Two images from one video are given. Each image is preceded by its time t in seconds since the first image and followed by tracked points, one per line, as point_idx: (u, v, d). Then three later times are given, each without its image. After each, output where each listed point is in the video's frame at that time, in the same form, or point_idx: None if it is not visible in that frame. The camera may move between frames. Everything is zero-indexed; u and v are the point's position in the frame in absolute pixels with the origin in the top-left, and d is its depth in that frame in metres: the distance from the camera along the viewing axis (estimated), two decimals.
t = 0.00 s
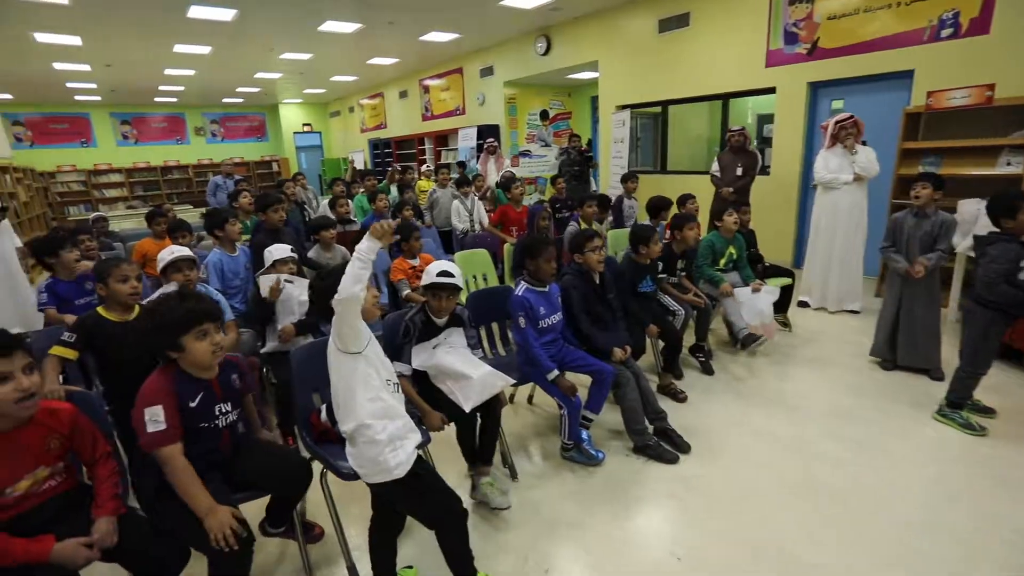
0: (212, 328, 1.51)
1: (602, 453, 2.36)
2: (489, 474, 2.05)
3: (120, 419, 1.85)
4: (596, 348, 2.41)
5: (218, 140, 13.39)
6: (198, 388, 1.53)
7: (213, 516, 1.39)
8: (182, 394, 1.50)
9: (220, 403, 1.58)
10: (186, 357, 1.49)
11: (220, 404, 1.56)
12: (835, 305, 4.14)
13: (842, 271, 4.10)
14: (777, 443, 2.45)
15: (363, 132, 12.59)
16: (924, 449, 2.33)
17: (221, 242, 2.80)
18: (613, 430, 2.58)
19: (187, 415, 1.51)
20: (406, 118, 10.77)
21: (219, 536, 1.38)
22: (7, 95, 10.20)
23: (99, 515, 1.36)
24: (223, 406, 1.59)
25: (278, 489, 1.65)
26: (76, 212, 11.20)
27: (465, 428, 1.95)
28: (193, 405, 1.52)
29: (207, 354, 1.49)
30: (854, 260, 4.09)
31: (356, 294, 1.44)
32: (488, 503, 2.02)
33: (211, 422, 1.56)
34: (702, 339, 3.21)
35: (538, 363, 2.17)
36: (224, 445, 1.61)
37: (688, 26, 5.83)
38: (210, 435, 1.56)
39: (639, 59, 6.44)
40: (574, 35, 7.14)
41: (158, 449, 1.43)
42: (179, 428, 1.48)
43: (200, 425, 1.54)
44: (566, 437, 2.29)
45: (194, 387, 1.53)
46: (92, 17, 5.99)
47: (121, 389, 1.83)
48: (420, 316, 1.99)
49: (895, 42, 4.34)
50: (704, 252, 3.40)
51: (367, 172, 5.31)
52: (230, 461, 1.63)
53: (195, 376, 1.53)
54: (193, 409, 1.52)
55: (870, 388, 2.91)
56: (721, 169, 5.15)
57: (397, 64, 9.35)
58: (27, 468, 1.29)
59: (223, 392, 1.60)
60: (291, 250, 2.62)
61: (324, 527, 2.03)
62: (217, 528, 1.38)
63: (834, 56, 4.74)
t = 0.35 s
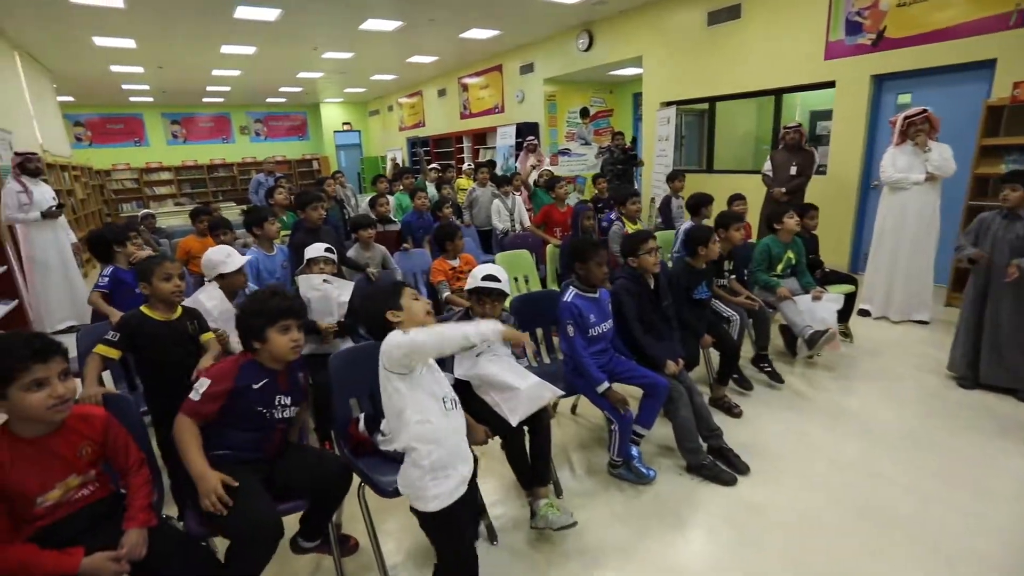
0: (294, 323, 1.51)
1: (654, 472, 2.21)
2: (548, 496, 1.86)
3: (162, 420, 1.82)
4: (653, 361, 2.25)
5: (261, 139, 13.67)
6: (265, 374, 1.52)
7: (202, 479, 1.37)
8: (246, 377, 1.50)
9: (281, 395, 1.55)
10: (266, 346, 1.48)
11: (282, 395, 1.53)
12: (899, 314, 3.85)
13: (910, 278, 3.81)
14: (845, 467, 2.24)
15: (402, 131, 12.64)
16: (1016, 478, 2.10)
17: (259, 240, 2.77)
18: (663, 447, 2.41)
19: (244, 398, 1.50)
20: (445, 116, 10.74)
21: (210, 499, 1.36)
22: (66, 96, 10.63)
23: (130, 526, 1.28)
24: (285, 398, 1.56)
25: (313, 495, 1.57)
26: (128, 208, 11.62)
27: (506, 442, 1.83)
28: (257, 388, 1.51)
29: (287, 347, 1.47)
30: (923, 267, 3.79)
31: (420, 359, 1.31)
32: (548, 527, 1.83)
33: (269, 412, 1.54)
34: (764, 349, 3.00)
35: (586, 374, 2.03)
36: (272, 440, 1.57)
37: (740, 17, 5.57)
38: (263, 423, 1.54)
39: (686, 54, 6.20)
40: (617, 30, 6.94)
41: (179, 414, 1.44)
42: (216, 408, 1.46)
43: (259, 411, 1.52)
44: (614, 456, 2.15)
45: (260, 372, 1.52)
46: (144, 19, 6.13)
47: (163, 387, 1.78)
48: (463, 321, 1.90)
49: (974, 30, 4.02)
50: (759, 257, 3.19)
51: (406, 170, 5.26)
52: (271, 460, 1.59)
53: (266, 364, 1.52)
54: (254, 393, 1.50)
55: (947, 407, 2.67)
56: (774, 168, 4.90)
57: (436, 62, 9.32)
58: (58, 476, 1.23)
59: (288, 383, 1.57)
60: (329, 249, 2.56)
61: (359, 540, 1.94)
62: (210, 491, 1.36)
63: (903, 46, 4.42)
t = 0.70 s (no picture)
0: (328, 316, 1.43)
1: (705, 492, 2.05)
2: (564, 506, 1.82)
3: (185, 426, 1.73)
4: (703, 372, 2.11)
5: (290, 138, 13.79)
6: (297, 378, 1.43)
7: (266, 492, 1.32)
8: (276, 383, 1.42)
9: (314, 402, 1.46)
10: (300, 343, 1.41)
11: (313, 403, 1.44)
12: (955, 324, 3.61)
13: (969, 285, 3.55)
14: (917, 494, 2.04)
15: (428, 130, 12.60)
16: None
17: (290, 240, 2.68)
18: (714, 466, 2.24)
19: (273, 405, 1.42)
20: (472, 115, 10.65)
21: (274, 512, 1.30)
22: (104, 96, 10.85)
23: (151, 549, 1.19)
24: (316, 405, 1.46)
25: (340, 521, 1.41)
26: (161, 206, 11.82)
27: (551, 461, 1.70)
28: (286, 396, 1.43)
29: (321, 341, 1.39)
30: (985, 273, 3.52)
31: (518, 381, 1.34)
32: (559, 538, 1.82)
33: (299, 420, 1.45)
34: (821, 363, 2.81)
35: (636, 387, 1.89)
36: (303, 447, 1.48)
37: (784, 10, 5.35)
38: (293, 429, 1.45)
39: (725, 48, 5.99)
40: (651, 25, 6.75)
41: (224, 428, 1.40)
42: (256, 418, 1.41)
43: (286, 420, 1.44)
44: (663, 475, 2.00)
45: (291, 378, 1.43)
46: (178, 19, 6.17)
47: (191, 395, 1.69)
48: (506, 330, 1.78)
49: None
50: (811, 261, 2.98)
51: (435, 169, 5.17)
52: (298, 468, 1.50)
53: (299, 366, 1.44)
54: (283, 401, 1.42)
55: None
56: (819, 167, 4.63)
57: (464, 60, 9.23)
58: (76, 496, 1.15)
59: (322, 390, 1.47)
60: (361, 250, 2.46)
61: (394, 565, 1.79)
62: (271, 504, 1.31)
63: (964, 37, 4.15)
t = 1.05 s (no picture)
0: (309, 347, 1.35)
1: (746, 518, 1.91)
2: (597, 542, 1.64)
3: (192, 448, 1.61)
4: (737, 388, 1.95)
5: (301, 137, 13.75)
6: (284, 422, 1.32)
7: (317, 552, 1.22)
8: (264, 434, 1.29)
9: (305, 440, 1.37)
10: (276, 376, 1.31)
11: (305, 442, 1.35)
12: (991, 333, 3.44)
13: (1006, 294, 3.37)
14: (975, 522, 1.90)
15: (440, 130, 12.51)
16: None
17: (303, 243, 2.58)
18: (753, 488, 2.10)
19: (266, 456, 1.30)
20: (484, 115, 10.53)
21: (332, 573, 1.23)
22: (117, 95, 10.85)
23: None
24: (309, 442, 1.38)
25: (367, 546, 1.36)
26: (173, 205, 11.83)
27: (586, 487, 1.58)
28: (278, 444, 1.31)
29: (299, 376, 1.30)
30: None
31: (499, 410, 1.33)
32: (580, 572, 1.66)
33: (294, 464, 1.35)
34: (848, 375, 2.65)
35: (675, 407, 1.76)
36: (303, 488, 1.38)
37: (809, 7, 5.19)
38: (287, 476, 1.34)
39: (746, 47, 5.84)
40: (669, 23, 6.61)
41: (239, 500, 1.25)
42: (258, 474, 1.28)
43: (282, 469, 1.33)
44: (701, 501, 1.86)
45: (277, 423, 1.31)
46: (191, 18, 6.10)
47: (198, 415, 1.57)
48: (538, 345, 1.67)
49: None
50: (850, 268, 2.83)
51: (449, 170, 5.06)
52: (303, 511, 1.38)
53: (278, 408, 1.33)
54: (277, 450, 1.31)
55: None
56: (848, 169, 4.44)
57: (477, 59, 9.13)
58: (71, 535, 1.08)
59: (308, 426, 1.38)
60: (376, 255, 2.33)
61: None
62: (325, 566, 1.23)
63: (1003, 33, 3.99)
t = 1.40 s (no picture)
0: (305, 359, 1.26)
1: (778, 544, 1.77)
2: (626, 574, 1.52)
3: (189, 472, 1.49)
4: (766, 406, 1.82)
5: (303, 138, 13.64)
6: (289, 443, 1.25)
7: None
8: (269, 462, 1.20)
9: (311, 454, 1.32)
10: (275, 401, 1.20)
11: (313, 456, 1.30)
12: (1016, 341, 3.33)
13: None
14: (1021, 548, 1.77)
15: (443, 131, 12.39)
16: None
17: (303, 247, 2.46)
18: (784, 511, 1.97)
19: (278, 483, 1.22)
20: (487, 116, 10.41)
21: None
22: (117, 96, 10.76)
23: None
24: (317, 454, 1.34)
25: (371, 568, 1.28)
26: (173, 206, 11.74)
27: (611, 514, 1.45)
28: (285, 468, 1.23)
29: (302, 392, 1.21)
30: None
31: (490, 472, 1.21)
32: None
33: (307, 481, 1.29)
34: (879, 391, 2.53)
35: (704, 426, 1.63)
36: (316, 507, 1.32)
37: (822, 6, 5.07)
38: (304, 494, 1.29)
39: (757, 47, 5.72)
40: (677, 23, 6.49)
41: (255, 542, 1.16)
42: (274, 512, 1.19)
43: (297, 490, 1.26)
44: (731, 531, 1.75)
45: (281, 446, 1.23)
46: (191, 17, 5.99)
47: (193, 435, 1.44)
48: (559, 362, 1.53)
49: None
50: (876, 276, 2.71)
51: (454, 171, 4.94)
52: (321, 529, 1.34)
53: (278, 431, 1.24)
54: (284, 476, 1.23)
55: None
56: (864, 172, 4.32)
57: (480, 60, 9.02)
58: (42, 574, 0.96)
59: (311, 441, 1.33)
60: (377, 260, 2.19)
61: None
62: None
63: None
